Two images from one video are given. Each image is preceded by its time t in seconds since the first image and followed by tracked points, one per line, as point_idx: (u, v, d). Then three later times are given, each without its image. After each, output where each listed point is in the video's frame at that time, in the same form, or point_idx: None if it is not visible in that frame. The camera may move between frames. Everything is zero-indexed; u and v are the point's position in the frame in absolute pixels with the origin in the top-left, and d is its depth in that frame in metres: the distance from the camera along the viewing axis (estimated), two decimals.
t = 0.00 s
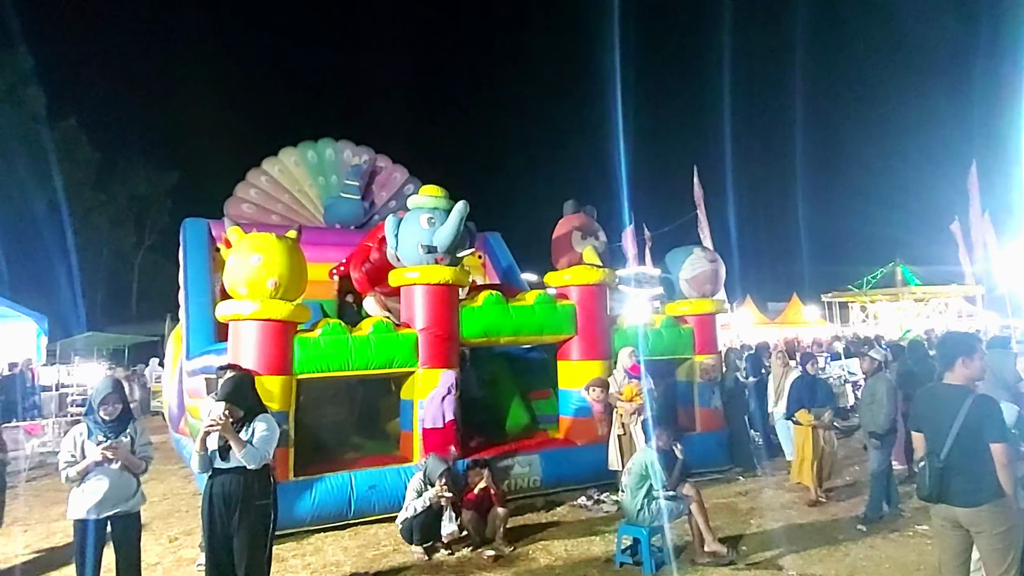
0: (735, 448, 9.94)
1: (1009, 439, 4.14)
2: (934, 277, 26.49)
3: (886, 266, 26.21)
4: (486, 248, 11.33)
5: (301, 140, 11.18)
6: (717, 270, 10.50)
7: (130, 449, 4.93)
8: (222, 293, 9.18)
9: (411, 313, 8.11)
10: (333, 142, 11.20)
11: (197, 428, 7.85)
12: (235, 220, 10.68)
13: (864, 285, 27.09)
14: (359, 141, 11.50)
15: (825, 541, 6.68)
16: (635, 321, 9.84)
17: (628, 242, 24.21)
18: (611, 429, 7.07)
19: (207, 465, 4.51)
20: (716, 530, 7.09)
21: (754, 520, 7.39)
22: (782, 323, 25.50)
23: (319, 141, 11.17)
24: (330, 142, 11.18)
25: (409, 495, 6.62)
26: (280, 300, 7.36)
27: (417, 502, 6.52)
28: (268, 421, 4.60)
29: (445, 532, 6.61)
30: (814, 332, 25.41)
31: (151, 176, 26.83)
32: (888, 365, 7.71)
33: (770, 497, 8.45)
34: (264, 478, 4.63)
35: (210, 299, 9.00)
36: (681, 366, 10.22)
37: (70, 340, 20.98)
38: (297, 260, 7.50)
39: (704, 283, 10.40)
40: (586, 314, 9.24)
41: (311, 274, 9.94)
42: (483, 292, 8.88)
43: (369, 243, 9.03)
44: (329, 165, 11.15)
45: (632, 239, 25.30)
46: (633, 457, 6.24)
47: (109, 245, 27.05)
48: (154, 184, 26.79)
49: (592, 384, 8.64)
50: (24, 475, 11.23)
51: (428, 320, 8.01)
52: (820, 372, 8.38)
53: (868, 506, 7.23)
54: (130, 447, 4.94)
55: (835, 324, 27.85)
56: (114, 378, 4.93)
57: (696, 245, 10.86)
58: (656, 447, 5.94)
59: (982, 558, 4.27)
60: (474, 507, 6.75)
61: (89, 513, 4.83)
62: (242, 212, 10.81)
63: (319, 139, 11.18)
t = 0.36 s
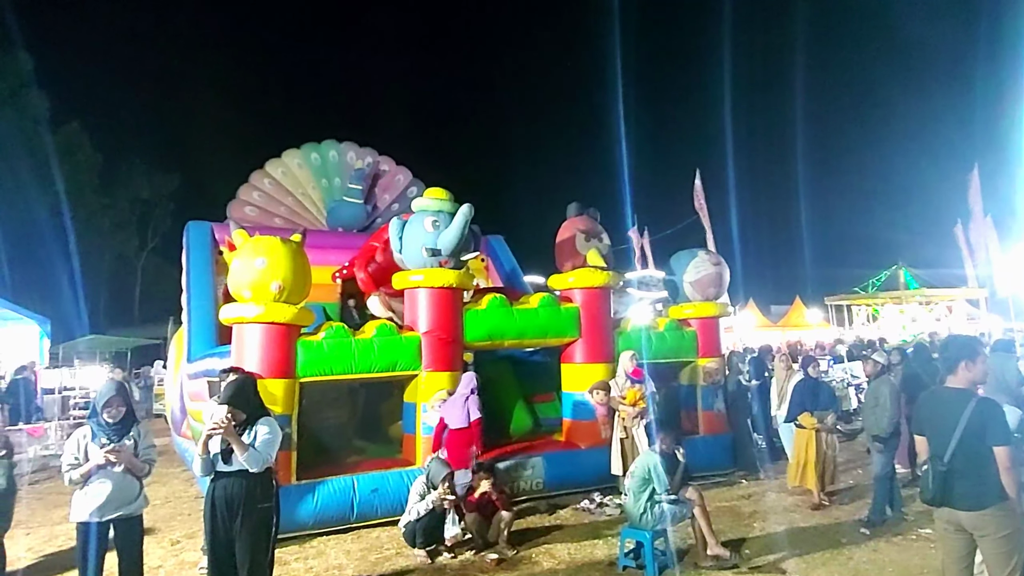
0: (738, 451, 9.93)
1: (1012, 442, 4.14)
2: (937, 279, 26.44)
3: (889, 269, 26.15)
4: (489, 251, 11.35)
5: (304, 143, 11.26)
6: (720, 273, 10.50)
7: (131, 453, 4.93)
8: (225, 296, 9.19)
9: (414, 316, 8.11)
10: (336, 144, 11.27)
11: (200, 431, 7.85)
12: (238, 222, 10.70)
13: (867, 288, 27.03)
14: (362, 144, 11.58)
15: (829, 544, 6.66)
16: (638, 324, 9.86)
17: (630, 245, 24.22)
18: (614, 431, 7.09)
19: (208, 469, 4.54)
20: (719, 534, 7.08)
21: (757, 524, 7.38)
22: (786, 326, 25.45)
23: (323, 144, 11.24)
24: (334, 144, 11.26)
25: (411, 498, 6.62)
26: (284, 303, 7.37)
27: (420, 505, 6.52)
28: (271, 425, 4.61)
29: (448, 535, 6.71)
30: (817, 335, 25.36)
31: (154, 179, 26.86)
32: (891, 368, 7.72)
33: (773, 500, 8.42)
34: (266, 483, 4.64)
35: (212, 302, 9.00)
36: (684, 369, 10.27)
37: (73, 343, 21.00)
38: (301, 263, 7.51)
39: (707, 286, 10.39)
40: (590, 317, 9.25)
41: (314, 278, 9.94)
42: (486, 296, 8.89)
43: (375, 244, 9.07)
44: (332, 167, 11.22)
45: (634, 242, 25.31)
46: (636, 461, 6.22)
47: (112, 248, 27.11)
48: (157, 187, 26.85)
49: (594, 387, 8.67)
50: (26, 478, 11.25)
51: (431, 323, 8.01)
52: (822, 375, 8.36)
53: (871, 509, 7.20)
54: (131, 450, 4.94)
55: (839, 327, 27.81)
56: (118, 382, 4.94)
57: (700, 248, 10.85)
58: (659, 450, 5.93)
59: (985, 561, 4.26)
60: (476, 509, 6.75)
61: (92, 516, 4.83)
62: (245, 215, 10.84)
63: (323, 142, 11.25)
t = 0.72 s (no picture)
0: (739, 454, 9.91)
1: (1013, 444, 4.13)
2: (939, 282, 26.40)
3: (890, 271, 26.12)
4: (490, 252, 11.35)
5: (306, 144, 11.27)
6: (721, 275, 10.50)
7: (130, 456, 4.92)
8: (225, 298, 9.19)
9: (415, 317, 8.11)
10: (338, 145, 11.28)
11: (200, 433, 7.85)
12: (239, 223, 10.70)
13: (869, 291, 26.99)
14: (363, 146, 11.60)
15: (829, 546, 6.66)
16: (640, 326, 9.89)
17: (631, 247, 24.20)
18: (616, 433, 7.09)
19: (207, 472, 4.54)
20: (719, 536, 7.07)
21: (757, 526, 7.37)
22: (787, 329, 25.41)
23: (324, 145, 11.25)
24: (335, 146, 11.27)
25: (411, 500, 6.61)
26: (284, 305, 7.37)
27: (420, 507, 6.50)
28: (270, 427, 4.60)
29: (450, 536, 6.74)
30: (818, 337, 25.31)
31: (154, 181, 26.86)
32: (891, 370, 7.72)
33: (774, 502, 8.41)
34: (266, 486, 4.63)
35: (212, 304, 9.00)
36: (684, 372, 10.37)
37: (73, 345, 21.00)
38: (301, 265, 7.51)
39: (708, 288, 10.38)
40: (590, 319, 9.25)
41: (314, 279, 9.94)
42: (487, 297, 8.88)
43: (376, 244, 9.06)
44: (333, 168, 11.22)
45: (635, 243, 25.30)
46: (637, 463, 6.21)
47: (112, 250, 27.12)
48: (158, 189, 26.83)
49: (596, 389, 8.69)
50: (26, 480, 11.25)
51: (432, 325, 8.01)
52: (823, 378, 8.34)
53: (872, 512, 7.18)
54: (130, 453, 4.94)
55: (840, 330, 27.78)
56: (117, 384, 4.94)
57: (701, 251, 10.84)
58: (660, 453, 5.91)
59: (986, 562, 4.25)
60: (476, 511, 6.74)
61: (92, 518, 4.83)
62: (246, 216, 10.82)
63: (324, 143, 11.26)
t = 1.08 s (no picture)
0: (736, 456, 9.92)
1: (1009, 447, 4.15)
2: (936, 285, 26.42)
3: (887, 275, 26.15)
4: (488, 255, 11.36)
5: (304, 147, 11.26)
6: (719, 278, 10.51)
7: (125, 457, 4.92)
8: (222, 300, 9.19)
9: (413, 320, 8.11)
10: (336, 149, 11.28)
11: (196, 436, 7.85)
12: (236, 226, 10.68)
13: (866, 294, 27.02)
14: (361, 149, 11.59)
15: (825, 549, 6.68)
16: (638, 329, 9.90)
17: (629, 250, 24.18)
18: (614, 436, 7.09)
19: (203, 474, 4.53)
20: (716, 539, 7.08)
21: (754, 529, 7.38)
22: (784, 332, 25.41)
23: (322, 148, 11.24)
24: (333, 149, 11.27)
25: (408, 503, 6.60)
26: (282, 307, 7.37)
27: (417, 509, 6.49)
28: (266, 429, 4.60)
29: (445, 540, 6.68)
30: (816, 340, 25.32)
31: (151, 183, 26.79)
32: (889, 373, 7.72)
33: (771, 505, 8.41)
34: (261, 488, 4.63)
35: (210, 306, 9.00)
36: (682, 374, 10.35)
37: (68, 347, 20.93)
38: (299, 267, 7.51)
39: (706, 291, 10.38)
40: (589, 321, 9.25)
41: (313, 281, 9.95)
42: (486, 300, 8.89)
43: (376, 244, 9.04)
44: (331, 172, 11.19)
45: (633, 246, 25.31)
46: (635, 465, 6.20)
47: (109, 252, 27.05)
48: (155, 191, 26.77)
49: (594, 392, 8.60)
50: (20, 482, 11.22)
51: (430, 327, 8.02)
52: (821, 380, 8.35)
53: (868, 515, 7.19)
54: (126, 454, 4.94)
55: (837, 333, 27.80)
56: (113, 386, 4.91)
57: (699, 254, 10.84)
58: (658, 456, 5.90)
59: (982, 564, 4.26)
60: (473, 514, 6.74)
61: (86, 521, 4.84)
62: (244, 218, 10.81)
63: (322, 146, 11.26)
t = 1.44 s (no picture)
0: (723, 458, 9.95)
1: (991, 449, 4.18)
2: (920, 289, 26.67)
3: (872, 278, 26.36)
4: (476, 256, 11.34)
5: (291, 147, 11.23)
6: (706, 280, 10.54)
7: (107, 458, 4.86)
8: (207, 300, 9.10)
9: (400, 321, 8.07)
10: (323, 150, 11.26)
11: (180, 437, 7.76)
12: (222, 226, 10.58)
13: (852, 297, 27.22)
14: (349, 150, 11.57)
15: (810, 550, 6.71)
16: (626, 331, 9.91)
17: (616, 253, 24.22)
18: (602, 438, 7.06)
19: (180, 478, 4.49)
20: (702, 540, 7.09)
21: (740, 530, 7.39)
22: (770, 334, 25.55)
23: (309, 149, 11.21)
24: (320, 150, 11.24)
25: (395, 504, 6.55)
26: (267, 307, 7.31)
27: (403, 511, 6.44)
28: (243, 431, 4.54)
29: (432, 542, 6.67)
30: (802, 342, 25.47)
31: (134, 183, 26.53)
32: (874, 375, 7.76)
33: (757, 506, 8.44)
34: (239, 491, 4.57)
35: (194, 307, 8.91)
36: (670, 376, 10.39)
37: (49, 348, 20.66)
38: (285, 267, 7.45)
39: (694, 293, 10.40)
40: (576, 322, 9.25)
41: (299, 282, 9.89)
42: (473, 301, 8.86)
43: (364, 244, 9.00)
44: (318, 172, 11.17)
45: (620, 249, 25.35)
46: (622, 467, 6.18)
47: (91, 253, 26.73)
48: (139, 191, 26.49)
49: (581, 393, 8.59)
50: None
51: (417, 328, 7.98)
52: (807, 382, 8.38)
53: (853, 516, 7.23)
54: (108, 455, 4.88)
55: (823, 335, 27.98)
56: (95, 386, 4.86)
57: (687, 256, 10.88)
58: (644, 458, 5.89)
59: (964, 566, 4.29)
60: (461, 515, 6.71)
61: (66, 524, 4.76)
62: (230, 218, 10.71)
63: (309, 147, 11.23)
